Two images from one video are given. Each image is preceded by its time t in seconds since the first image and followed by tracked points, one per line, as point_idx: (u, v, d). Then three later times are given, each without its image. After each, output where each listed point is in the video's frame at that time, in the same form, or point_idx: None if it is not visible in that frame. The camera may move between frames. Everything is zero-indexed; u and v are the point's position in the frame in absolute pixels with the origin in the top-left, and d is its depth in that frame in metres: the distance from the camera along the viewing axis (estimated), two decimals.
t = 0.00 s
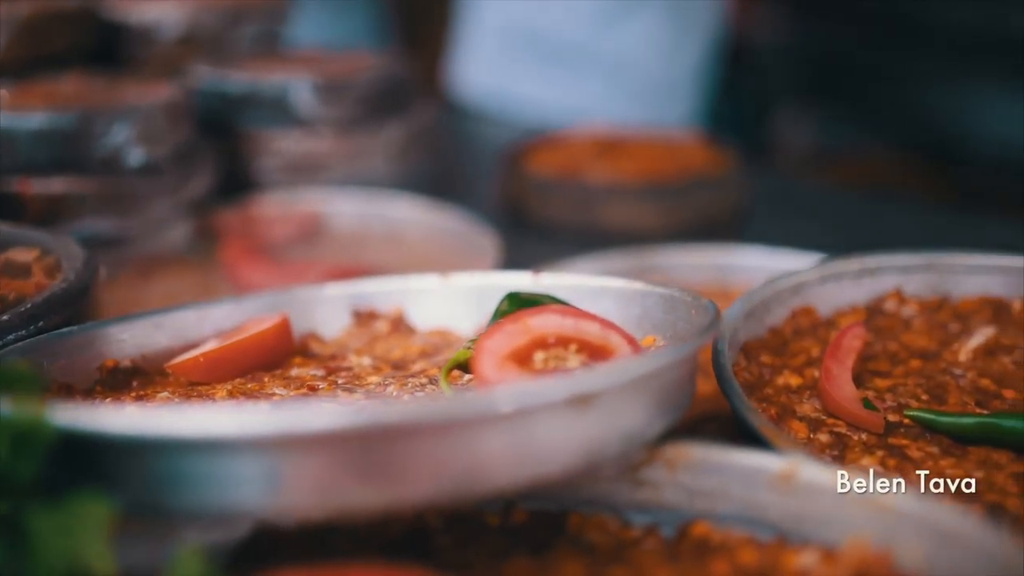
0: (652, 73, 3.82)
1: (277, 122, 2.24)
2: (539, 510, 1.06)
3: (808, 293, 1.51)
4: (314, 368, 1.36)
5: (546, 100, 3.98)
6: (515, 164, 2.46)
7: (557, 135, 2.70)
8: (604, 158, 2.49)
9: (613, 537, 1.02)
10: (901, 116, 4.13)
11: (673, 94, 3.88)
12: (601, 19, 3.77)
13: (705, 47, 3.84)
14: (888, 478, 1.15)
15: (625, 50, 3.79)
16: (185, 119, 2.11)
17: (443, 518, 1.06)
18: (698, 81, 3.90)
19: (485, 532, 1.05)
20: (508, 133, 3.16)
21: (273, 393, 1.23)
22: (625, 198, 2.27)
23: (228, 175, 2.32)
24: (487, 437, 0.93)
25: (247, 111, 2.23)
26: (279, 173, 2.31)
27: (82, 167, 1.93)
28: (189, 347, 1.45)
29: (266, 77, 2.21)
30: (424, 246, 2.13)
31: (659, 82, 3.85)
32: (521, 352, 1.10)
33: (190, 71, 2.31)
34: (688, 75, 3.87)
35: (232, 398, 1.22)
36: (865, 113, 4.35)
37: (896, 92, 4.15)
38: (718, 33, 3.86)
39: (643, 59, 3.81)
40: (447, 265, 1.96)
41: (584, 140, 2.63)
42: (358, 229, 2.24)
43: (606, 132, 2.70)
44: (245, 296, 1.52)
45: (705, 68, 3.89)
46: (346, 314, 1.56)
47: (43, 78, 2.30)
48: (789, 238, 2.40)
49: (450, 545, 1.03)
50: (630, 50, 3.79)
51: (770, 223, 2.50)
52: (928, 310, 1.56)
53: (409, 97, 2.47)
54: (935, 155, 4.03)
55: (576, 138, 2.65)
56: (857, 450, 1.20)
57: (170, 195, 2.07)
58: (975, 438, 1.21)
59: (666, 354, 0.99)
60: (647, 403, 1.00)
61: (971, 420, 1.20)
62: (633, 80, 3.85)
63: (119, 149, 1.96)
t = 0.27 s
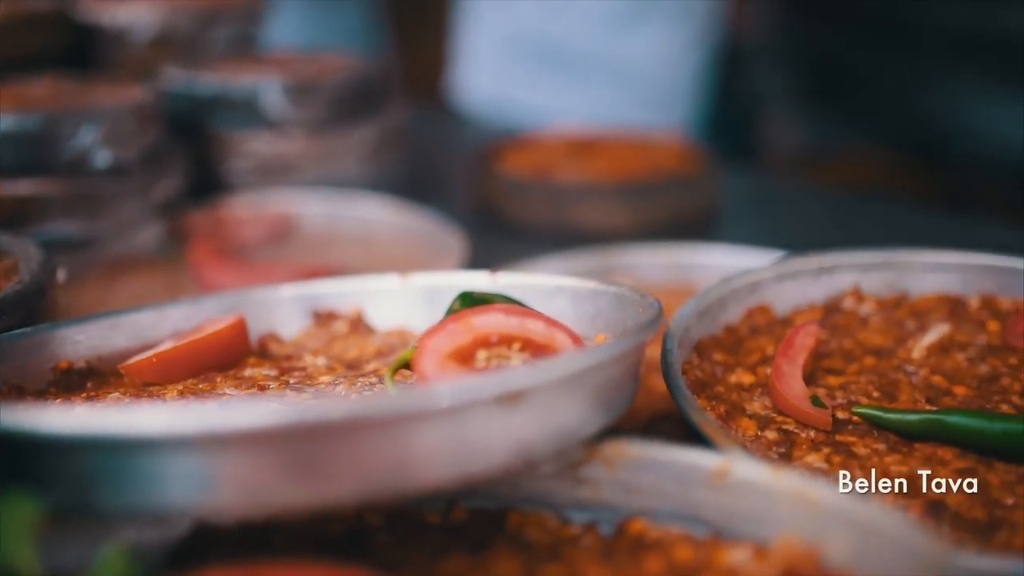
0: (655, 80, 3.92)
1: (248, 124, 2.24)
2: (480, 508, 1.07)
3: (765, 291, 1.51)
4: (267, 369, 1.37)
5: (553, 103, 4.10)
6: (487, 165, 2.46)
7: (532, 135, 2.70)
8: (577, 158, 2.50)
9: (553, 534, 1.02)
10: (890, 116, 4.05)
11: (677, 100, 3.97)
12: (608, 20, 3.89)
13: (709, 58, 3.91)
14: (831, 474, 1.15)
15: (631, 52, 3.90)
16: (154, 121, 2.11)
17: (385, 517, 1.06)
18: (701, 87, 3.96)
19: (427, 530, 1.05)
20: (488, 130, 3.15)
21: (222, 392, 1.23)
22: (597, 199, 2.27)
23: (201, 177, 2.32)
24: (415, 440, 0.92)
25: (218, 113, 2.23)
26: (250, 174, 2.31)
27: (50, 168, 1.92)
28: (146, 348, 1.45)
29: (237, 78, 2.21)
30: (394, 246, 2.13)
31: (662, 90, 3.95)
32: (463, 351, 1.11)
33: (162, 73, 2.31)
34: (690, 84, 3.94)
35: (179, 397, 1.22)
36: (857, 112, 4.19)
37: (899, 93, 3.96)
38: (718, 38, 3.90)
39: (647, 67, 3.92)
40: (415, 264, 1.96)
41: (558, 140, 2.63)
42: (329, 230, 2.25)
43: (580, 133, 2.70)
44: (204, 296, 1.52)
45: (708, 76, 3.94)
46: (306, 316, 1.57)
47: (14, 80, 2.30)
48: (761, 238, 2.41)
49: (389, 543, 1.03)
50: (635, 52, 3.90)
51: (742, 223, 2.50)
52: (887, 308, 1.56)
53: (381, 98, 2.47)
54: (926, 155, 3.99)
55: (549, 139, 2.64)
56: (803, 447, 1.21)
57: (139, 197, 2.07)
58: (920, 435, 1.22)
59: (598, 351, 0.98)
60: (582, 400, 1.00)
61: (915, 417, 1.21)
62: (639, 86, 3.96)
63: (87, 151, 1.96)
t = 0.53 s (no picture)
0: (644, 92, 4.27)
1: (216, 124, 2.24)
2: (422, 504, 1.07)
3: (719, 289, 1.53)
4: (219, 367, 1.37)
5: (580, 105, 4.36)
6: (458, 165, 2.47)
7: (503, 135, 2.71)
8: (548, 157, 2.51)
9: (490, 530, 1.03)
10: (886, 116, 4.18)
11: (684, 105, 4.22)
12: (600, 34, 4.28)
13: (714, 60, 4.12)
14: (773, 469, 1.16)
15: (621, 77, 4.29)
16: (122, 121, 2.11)
17: (326, 514, 1.06)
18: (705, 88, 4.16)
19: (365, 526, 1.06)
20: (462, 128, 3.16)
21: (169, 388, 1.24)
22: (566, 197, 2.28)
23: (170, 176, 2.32)
24: (337, 435, 0.92)
25: (187, 113, 2.23)
26: (218, 174, 2.31)
27: (14, 168, 1.92)
28: (100, 347, 1.45)
29: (206, 78, 2.22)
30: (362, 244, 2.14)
31: (675, 94, 4.20)
32: (403, 349, 1.12)
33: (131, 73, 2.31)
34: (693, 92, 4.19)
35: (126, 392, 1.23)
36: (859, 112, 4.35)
37: (893, 89, 4.09)
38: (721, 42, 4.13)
39: (669, 72, 4.18)
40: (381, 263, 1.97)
41: (530, 140, 2.64)
42: (299, 229, 2.26)
43: (552, 132, 2.72)
44: (162, 295, 1.52)
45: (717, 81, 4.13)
46: (264, 314, 1.57)
47: None
48: (729, 237, 2.42)
49: (324, 539, 1.03)
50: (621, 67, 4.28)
51: (711, 223, 2.52)
52: (841, 306, 1.57)
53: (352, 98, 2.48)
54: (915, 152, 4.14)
55: (521, 138, 2.66)
56: (747, 442, 1.21)
57: (105, 196, 2.06)
58: (863, 431, 1.23)
59: (528, 347, 0.98)
60: (513, 397, 0.99)
61: (859, 414, 1.22)
62: (650, 91, 4.23)
63: (52, 150, 1.95)
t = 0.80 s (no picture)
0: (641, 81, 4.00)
1: (186, 120, 2.24)
2: (367, 493, 1.08)
3: (677, 282, 1.54)
4: (175, 359, 1.37)
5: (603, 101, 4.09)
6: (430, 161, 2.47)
7: (475, 132, 2.72)
8: (520, 153, 2.52)
9: (432, 518, 1.03)
10: (878, 116, 4.28)
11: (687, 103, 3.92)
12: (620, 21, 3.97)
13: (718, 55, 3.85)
14: (719, 459, 1.17)
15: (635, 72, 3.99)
16: (91, 117, 2.10)
17: (270, 504, 1.08)
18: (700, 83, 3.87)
19: (310, 515, 1.06)
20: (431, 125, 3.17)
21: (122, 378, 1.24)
22: (535, 192, 2.29)
23: (141, 172, 2.32)
24: (268, 420, 0.92)
25: (157, 109, 2.22)
26: (189, 170, 2.31)
27: None
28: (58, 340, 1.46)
29: (175, 74, 2.22)
30: (332, 240, 2.15)
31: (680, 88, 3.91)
32: (350, 340, 1.13)
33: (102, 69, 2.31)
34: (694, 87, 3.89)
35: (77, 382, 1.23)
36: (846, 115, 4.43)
37: (889, 89, 4.19)
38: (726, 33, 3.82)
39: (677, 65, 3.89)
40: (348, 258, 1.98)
41: (503, 136, 2.64)
42: (269, 225, 2.26)
43: (525, 129, 2.72)
44: (122, 289, 1.53)
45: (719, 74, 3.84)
46: (225, 307, 1.58)
47: None
48: (700, 233, 2.43)
49: (266, 528, 1.03)
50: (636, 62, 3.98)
51: (682, 219, 2.53)
52: (800, 298, 1.58)
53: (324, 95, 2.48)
54: (904, 151, 4.27)
55: (494, 134, 2.66)
56: (695, 433, 1.22)
57: (73, 193, 2.05)
58: (811, 421, 1.24)
59: (464, 336, 0.98)
60: (450, 385, 1.00)
61: (806, 403, 1.23)
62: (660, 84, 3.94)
63: (20, 147, 1.92)
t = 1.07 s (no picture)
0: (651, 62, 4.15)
1: (156, 120, 2.26)
2: (313, 489, 1.09)
3: (634, 279, 1.55)
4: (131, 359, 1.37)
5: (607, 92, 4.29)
6: (401, 160, 2.48)
7: (447, 132, 2.72)
8: (491, 152, 2.52)
9: (376, 513, 1.04)
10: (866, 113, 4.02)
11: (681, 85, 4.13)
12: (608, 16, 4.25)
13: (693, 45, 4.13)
14: (665, 454, 1.18)
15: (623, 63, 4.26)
16: (60, 116, 2.10)
17: (217, 500, 1.08)
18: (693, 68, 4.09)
19: (257, 511, 1.07)
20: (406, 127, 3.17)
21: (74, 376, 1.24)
22: (505, 191, 2.30)
23: (112, 172, 2.32)
24: (204, 416, 0.93)
25: (126, 109, 2.24)
26: (160, 170, 2.32)
27: None
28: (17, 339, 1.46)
29: (144, 74, 2.23)
30: (301, 238, 2.15)
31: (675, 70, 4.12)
32: (296, 337, 1.14)
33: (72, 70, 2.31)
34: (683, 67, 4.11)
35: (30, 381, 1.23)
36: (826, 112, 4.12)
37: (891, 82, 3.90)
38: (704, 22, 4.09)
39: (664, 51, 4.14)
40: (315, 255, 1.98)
41: (475, 135, 2.64)
42: (240, 223, 2.27)
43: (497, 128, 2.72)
44: (82, 289, 1.53)
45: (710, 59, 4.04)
46: (187, 307, 1.57)
47: None
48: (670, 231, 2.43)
49: (211, 524, 1.04)
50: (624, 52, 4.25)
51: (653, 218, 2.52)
52: (758, 295, 1.59)
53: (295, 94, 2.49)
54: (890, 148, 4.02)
55: (466, 133, 2.66)
56: (644, 428, 1.23)
57: (40, 192, 2.06)
58: (759, 416, 1.25)
59: (403, 331, 0.99)
60: (390, 381, 1.01)
61: (754, 398, 1.24)
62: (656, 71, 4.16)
63: None
